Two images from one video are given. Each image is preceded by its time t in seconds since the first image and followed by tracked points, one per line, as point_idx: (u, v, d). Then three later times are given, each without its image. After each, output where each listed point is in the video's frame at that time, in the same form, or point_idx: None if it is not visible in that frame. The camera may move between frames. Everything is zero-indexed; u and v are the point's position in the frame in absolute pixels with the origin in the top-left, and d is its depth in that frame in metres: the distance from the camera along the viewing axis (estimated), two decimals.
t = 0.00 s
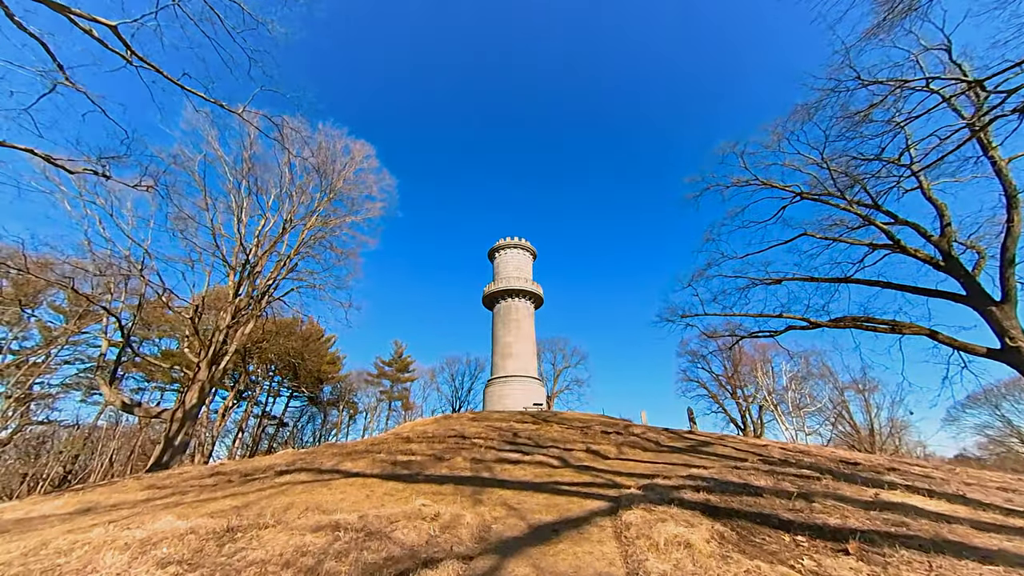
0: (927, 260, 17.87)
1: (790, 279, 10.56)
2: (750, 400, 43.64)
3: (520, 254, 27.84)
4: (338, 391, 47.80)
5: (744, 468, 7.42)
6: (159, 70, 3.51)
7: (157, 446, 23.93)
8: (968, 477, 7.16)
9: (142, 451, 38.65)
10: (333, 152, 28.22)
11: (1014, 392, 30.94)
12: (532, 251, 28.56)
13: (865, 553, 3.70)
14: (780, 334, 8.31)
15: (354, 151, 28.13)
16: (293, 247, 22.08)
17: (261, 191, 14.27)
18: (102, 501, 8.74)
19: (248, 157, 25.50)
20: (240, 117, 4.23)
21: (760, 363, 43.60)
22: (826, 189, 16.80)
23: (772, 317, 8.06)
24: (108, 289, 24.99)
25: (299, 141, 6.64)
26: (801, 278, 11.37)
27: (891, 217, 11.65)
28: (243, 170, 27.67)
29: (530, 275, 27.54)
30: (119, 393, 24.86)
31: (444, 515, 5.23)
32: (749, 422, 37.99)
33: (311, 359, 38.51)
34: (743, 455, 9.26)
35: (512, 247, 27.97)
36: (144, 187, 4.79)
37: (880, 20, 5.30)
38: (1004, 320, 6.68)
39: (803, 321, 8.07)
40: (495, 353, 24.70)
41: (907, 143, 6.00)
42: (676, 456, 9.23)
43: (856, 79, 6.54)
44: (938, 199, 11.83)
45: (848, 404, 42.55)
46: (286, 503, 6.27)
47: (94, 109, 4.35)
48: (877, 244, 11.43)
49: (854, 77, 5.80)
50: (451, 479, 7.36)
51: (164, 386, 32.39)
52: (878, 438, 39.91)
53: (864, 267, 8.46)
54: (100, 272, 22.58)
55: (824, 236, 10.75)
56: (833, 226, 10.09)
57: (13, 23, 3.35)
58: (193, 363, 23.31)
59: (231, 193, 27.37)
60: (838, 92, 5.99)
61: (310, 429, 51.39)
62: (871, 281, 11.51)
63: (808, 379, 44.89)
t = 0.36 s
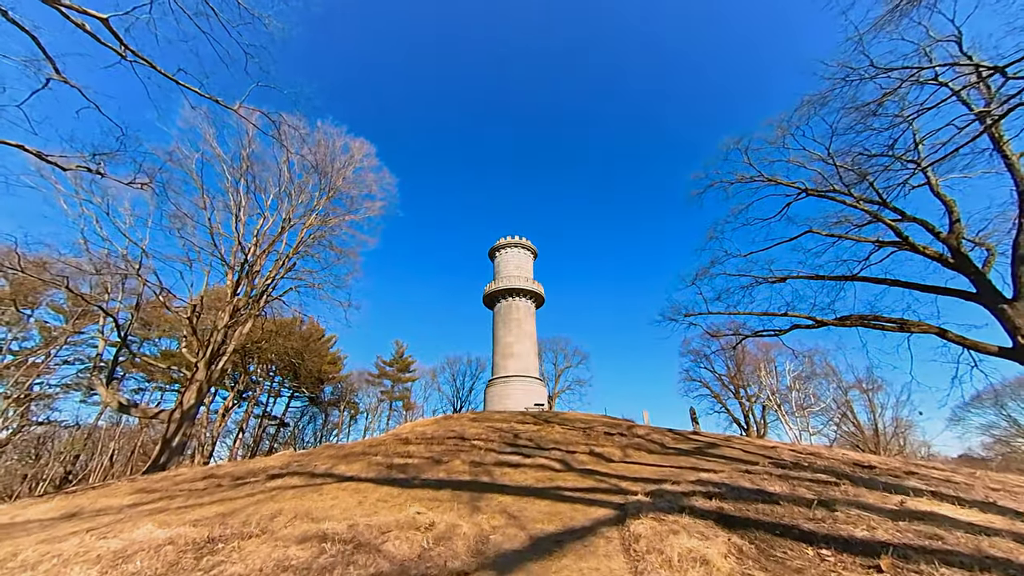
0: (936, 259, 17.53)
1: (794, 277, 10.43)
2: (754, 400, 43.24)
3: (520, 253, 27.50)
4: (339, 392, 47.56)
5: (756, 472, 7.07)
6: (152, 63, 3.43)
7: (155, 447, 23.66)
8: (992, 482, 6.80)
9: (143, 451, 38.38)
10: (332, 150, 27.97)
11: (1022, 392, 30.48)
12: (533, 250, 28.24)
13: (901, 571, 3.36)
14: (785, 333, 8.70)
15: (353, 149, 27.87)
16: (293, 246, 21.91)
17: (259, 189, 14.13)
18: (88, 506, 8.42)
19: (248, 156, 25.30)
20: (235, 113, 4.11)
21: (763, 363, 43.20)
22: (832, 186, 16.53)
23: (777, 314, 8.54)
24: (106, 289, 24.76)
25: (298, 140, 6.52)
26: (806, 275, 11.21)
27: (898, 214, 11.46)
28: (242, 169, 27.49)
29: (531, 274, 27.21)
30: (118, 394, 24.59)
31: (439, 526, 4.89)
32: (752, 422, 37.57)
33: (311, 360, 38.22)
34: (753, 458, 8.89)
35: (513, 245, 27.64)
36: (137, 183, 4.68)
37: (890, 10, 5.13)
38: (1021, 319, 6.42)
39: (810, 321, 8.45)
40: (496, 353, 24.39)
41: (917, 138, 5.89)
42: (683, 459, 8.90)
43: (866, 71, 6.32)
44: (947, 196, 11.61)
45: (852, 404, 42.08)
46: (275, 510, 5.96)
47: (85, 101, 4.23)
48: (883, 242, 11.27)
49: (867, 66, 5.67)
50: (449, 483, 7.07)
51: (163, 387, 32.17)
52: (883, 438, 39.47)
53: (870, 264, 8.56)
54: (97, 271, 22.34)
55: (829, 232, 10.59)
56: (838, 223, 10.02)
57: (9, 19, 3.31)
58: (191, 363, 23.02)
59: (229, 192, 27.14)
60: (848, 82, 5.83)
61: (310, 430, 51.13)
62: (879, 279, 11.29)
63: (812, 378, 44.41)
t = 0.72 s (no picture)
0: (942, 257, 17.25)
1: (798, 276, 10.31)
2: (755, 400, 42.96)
3: (520, 253, 27.19)
4: (338, 392, 47.32)
5: (766, 478, 6.78)
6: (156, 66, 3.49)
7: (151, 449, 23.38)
8: (1013, 489, 6.50)
9: (141, 451, 38.08)
10: (330, 148, 27.65)
11: None
12: (533, 249, 27.94)
13: None
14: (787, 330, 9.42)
15: (352, 147, 27.53)
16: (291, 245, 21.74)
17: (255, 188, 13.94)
18: (73, 512, 8.13)
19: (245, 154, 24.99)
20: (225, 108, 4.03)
21: (764, 363, 42.89)
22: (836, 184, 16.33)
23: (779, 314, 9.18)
24: (102, 289, 24.45)
25: (296, 139, 6.45)
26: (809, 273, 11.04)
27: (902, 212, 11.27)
28: (240, 167, 27.22)
29: (531, 273, 26.92)
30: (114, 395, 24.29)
31: (432, 538, 4.59)
32: (754, 422, 37.26)
33: (310, 359, 37.89)
34: (760, 462, 8.59)
35: (513, 245, 27.35)
36: (133, 181, 4.62)
37: None
38: None
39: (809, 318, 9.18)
40: (495, 353, 24.12)
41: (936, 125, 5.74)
42: (687, 463, 8.63)
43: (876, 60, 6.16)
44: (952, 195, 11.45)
45: (855, 404, 41.78)
46: (261, 518, 5.67)
47: (77, 98, 4.15)
48: (888, 240, 11.11)
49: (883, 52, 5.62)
50: (445, 489, 6.78)
51: (161, 387, 31.89)
52: (886, 439, 39.16)
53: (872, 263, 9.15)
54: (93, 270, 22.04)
55: (831, 232, 10.47)
56: (841, 221, 9.98)
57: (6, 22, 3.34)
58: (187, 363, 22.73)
59: (226, 190, 26.83)
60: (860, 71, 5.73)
61: (310, 430, 50.90)
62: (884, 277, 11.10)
63: (815, 378, 44.07)
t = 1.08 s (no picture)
0: (949, 254, 16.94)
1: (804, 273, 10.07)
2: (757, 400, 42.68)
3: (520, 251, 26.93)
4: (338, 392, 47.08)
5: (778, 479, 6.48)
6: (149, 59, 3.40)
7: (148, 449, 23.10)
8: None
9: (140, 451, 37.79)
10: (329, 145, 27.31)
11: None
12: (533, 248, 27.67)
13: None
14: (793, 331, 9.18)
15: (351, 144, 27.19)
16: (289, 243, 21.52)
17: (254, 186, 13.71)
18: (60, 513, 7.85)
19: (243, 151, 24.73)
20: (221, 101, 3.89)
21: (766, 362, 42.60)
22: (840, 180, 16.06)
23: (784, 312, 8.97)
24: (99, 287, 24.16)
25: (296, 134, 6.35)
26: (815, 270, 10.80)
27: (910, 209, 11.03)
28: (238, 165, 26.94)
29: (532, 272, 26.64)
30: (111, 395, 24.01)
31: (429, 543, 4.32)
32: (756, 422, 36.96)
33: (309, 359, 37.61)
34: (769, 463, 8.30)
35: (513, 244, 27.08)
36: (128, 177, 4.52)
37: None
38: None
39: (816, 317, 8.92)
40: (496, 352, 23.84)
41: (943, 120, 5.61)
42: (694, 464, 8.33)
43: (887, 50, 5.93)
44: (958, 192, 11.25)
45: (857, 403, 41.47)
46: (250, 521, 5.40)
47: (68, 91, 4.03)
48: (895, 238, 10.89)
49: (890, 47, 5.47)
50: (443, 491, 6.50)
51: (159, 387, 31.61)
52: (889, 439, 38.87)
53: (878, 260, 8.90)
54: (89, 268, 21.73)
55: (836, 229, 10.29)
56: (846, 218, 9.77)
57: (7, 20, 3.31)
58: (184, 362, 22.45)
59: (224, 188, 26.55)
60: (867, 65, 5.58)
61: (310, 429, 50.67)
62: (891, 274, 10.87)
63: (817, 378, 43.75)
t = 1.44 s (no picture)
0: (955, 255, 16.65)
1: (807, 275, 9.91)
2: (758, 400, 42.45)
3: (521, 251, 26.65)
4: (337, 392, 46.84)
5: (793, 489, 6.19)
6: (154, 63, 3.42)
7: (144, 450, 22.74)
8: None
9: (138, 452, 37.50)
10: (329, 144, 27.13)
11: None
12: (534, 248, 27.39)
13: None
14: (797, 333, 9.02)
15: (350, 143, 27.01)
16: (287, 243, 21.27)
17: (253, 186, 13.58)
18: (45, 523, 7.55)
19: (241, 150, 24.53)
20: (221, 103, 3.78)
21: (767, 363, 42.34)
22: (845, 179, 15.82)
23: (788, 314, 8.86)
24: (95, 287, 23.84)
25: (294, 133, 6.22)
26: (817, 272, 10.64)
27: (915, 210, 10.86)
28: (236, 164, 26.76)
29: (532, 272, 26.36)
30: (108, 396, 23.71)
31: (426, 564, 4.02)
32: (757, 423, 36.71)
33: (309, 359, 37.34)
34: (780, 470, 8.00)
35: (513, 244, 26.78)
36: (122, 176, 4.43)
37: None
38: None
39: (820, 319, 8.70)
40: (495, 353, 23.56)
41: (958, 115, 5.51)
42: (702, 471, 8.03)
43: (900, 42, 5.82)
44: (965, 192, 11.00)
45: (859, 404, 41.16)
46: (238, 536, 5.11)
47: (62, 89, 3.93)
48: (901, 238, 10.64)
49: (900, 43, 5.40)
50: (442, 502, 6.20)
51: (158, 387, 31.38)
52: (891, 440, 38.58)
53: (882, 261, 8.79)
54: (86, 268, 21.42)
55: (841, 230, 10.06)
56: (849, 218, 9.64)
57: None
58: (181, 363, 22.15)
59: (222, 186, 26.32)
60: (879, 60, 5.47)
61: (310, 429, 50.45)
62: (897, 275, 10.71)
63: (818, 378, 43.49)
